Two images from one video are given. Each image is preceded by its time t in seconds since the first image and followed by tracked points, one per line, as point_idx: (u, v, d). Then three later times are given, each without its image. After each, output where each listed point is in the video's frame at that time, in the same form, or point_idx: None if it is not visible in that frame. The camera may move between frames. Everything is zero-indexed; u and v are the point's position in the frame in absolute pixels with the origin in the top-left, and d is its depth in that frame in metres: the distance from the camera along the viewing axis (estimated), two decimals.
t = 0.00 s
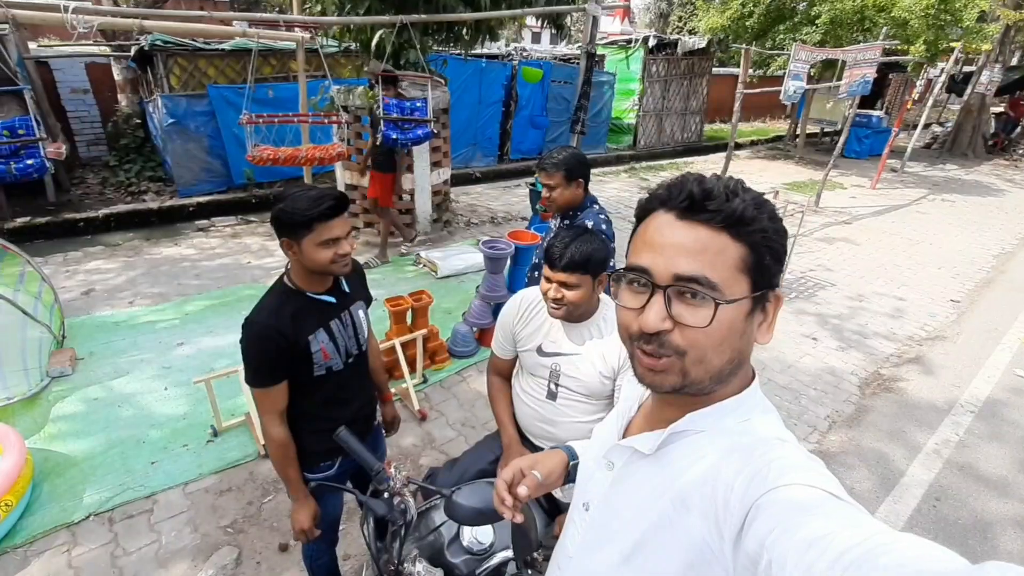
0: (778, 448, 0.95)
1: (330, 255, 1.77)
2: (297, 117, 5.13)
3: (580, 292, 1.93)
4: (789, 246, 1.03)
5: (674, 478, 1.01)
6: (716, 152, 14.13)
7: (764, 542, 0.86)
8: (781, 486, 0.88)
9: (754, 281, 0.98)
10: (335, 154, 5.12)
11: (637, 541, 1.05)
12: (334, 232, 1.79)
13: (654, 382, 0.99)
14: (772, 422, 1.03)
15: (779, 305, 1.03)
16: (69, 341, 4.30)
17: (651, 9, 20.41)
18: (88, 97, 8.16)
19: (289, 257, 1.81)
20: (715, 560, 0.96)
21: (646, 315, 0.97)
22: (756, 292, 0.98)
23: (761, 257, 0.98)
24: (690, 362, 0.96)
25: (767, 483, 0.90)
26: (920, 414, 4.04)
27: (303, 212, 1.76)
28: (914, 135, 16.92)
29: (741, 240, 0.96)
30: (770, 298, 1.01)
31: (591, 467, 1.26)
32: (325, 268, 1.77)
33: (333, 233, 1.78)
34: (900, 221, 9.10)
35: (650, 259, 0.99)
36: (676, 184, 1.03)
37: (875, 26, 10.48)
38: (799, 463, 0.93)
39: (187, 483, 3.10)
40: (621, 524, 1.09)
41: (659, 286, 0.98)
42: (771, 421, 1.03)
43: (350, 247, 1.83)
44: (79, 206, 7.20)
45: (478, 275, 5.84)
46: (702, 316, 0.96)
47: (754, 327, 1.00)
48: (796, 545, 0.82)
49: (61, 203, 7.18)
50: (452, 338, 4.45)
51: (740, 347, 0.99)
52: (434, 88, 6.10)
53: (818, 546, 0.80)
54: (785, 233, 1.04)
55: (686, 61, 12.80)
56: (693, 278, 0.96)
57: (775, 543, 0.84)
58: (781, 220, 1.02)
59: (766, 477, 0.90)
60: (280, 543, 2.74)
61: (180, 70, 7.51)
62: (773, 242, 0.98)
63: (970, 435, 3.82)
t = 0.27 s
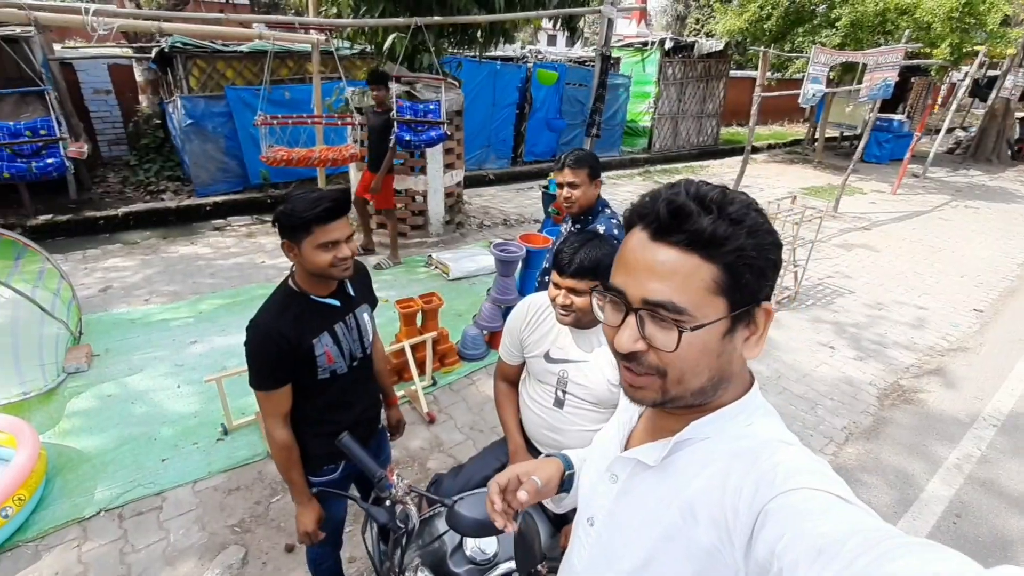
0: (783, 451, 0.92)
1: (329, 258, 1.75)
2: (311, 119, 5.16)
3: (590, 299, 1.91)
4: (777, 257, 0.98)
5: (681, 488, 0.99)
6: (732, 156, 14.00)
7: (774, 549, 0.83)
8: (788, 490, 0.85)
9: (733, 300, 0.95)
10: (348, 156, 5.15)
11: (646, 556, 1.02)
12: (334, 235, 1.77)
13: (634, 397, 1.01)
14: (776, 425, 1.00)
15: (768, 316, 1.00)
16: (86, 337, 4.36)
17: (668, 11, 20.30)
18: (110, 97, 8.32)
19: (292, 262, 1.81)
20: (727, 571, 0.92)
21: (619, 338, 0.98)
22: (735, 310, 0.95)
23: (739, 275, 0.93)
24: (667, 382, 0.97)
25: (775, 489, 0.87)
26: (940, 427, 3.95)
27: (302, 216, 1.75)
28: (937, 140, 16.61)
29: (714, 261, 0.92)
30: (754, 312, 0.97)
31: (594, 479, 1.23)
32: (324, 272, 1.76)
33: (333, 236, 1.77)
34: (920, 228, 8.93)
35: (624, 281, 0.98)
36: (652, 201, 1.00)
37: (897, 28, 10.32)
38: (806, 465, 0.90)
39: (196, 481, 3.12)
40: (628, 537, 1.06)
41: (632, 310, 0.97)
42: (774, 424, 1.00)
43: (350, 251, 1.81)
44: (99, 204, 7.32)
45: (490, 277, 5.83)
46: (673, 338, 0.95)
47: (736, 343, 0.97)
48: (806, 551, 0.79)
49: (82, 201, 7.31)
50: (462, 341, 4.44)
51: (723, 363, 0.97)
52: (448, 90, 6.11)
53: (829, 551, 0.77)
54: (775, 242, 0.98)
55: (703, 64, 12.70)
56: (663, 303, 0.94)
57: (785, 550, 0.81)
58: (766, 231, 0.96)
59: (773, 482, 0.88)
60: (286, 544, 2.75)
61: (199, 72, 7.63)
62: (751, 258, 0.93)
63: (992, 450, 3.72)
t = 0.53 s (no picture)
0: (786, 468, 0.91)
1: (330, 266, 1.76)
2: (321, 122, 5.18)
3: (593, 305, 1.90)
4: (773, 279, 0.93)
5: (681, 499, 0.98)
6: (744, 157, 13.89)
7: (771, 565, 0.82)
8: (790, 508, 0.85)
9: (720, 319, 0.92)
10: (357, 158, 5.16)
11: (642, 565, 1.01)
12: (336, 243, 1.77)
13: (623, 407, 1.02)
14: (780, 441, 0.99)
15: (764, 338, 0.95)
16: (98, 338, 4.42)
17: (679, 11, 20.17)
18: (124, 100, 8.41)
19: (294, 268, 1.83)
20: None
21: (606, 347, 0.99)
22: (721, 329, 0.92)
23: (726, 294, 0.91)
24: (651, 394, 0.96)
25: (776, 506, 0.86)
26: (953, 434, 3.88)
27: (304, 224, 1.75)
28: (954, 140, 16.36)
29: (699, 277, 0.91)
30: (745, 332, 0.94)
31: (594, 485, 1.22)
32: (326, 280, 1.76)
33: (335, 244, 1.77)
34: (936, 230, 8.80)
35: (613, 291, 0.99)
36: (645, 214, 1.00)
37: (912, 28, 10.18)
38: (807, 483, 0.89)
39: (204, 483, 3.14)
40: (627, 546, 1.05)
41: (620, 320, 0.98)
42: (778, 440, 0.99)
43: (352, 259, 1.81)
44: (114, 205, 7.42)
45: (498, 279, 5.82)
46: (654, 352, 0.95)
47: (723, 363, 0.94)
48: (804, 568, 0.78)
49: (96, 202, 7.40)
50: (469, 343, 4.44)
51: (709, 382, 0.94)
52: (457, 92, 6.11)
53: (827, 569, 0.76)
54: (772, 261, 0.93)
55: (714, 64, 12.61)
56: (646, 315, 0.94)
57: (783, 566, 0.80)
58: (762, 250, 0.92)
59: (775, 498, 0.87)
60: (292, 547, 2.76)
61: (211, 74, 7.71)
62: (738, 278, 0.90)
63: (1007, 459, 3.65)
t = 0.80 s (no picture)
0: (806, 494, 0.89)
1: (339, 274, 1.76)
2: (327, 125, 5.19)
3: (603, 312, 1.88)
4: (728, 297, 0.90)
5: (696, 514, 0.98)
6: (750, 157, 13.82)
7: None
8: (807, 534, 0.83)
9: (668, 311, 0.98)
10: (364, 162, 5.17)
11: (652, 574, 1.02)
12: (345, 250, 1.77)
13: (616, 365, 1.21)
14: (804, 466, 0.97)
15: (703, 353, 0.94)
16: (108, 342, 4.44)
17: (684, 11, 20.12)
18: (132, 104, 8.45)
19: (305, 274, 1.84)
20: None
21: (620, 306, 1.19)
22: (664, 320, 0.99)
23: (675, 289, 0.97)
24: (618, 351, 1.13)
25: (793, 531, 0.85)
26: (966, 439, 3.84)
27: (314, 231, 1.75)
28: (963, 139, 16.22)
29: (664, 268, 1.00)
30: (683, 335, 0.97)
31: (614, 491, 1.22)
32: (335, 287, 1.77)
33: (344, 252, 1.76)
34: (946, 230, 8.72)
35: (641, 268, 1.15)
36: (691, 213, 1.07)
37: (921, 26, 10.10)
38: (828, 511, 0.87)
39: (213, 487, 3.15)
40: (639, 556, 1.05)
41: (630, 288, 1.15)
42: (802, 465, 0.97)
43: (361, 265, 1.81)
44: (122, 209, 7.46)
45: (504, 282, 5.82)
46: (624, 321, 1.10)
47: (663, 353, 1.01)
48: None
49: (105, 206, 7.45)
50: (476, 347, 4.44)
51: (648, 362, 1.04)
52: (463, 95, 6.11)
53: None
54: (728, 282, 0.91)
55: (720, 64, 12.57)
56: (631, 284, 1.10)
57: None
58: (737, 265, 0.91)
59: (793, 522, 0.85)
60: (301, 552, 2.76)
61: (218, 79, 7.75)
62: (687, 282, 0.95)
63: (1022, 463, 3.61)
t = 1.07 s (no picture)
0: (819, 485, 0.89)
1: (352, 276, 1.78)
2: (333, 132, 5.22)
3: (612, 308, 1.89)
4: (727, 282, 0.92)
5: (707, 502, 0.99)
6: (753, 155, 13.81)
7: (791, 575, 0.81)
8: (814, 523, 0.84)
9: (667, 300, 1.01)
10: (369, 167, 5.20)
11: (662, 559, 1.03)
12: (358, 253, 1.79)
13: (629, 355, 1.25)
14: (819, 459, 0.97)
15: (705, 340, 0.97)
16: (120, 350, 4.49)
17: (684, 10, 20.14)
18: (138, 115, 8.50)
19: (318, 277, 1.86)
20: None
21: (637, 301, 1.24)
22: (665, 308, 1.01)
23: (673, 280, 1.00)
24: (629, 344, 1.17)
25: (801, 519, 0.85)
26: (978, 432, 3.83)
27: (327, 234, 1.78)
28: (968, 132, 16.15)
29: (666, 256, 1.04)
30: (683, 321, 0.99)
31: (632, 480, 1.24)
32: (348, 290, 1.79)
33: (356, 254, 1.79)
34: (952, 224, 8.69)
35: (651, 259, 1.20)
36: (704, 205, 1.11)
37: (923, 20, 10.08)
38: (839, 502, 0.87)
39: (227, 491, 3.18)
40: (649, 540, 1.07)
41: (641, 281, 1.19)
42: (817, 458, 0.97)
43: (373, 268, 1.84)
44: (130, 219, 7.53)
45: (510, 284, 5.84)
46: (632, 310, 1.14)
47: (667, 341, 1.03)
48: None
49: (113, 217, 7.52)
50: (483, 349, 4.46)
51: (655, 352, 1.07)
52: (466, 98, 6.15)
53: None
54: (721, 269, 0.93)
55: (721, 62, 12.57)
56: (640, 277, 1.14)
57: None
58: (736, 250, 0.93)
59: (803, 511, 0.86)
60: (315, 554, 2.78)
61: (223, 88, 7.83)
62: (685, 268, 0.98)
63: None
